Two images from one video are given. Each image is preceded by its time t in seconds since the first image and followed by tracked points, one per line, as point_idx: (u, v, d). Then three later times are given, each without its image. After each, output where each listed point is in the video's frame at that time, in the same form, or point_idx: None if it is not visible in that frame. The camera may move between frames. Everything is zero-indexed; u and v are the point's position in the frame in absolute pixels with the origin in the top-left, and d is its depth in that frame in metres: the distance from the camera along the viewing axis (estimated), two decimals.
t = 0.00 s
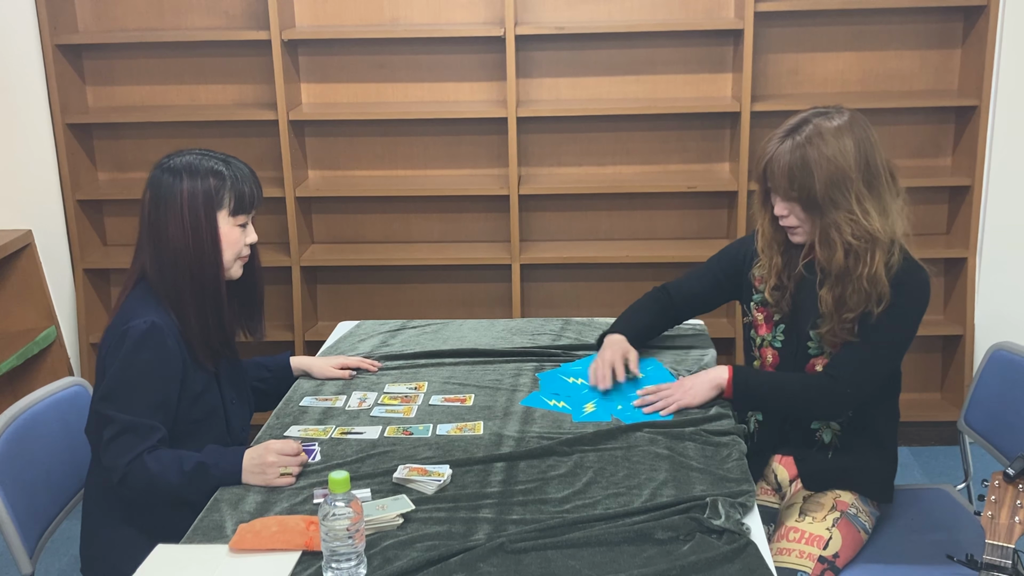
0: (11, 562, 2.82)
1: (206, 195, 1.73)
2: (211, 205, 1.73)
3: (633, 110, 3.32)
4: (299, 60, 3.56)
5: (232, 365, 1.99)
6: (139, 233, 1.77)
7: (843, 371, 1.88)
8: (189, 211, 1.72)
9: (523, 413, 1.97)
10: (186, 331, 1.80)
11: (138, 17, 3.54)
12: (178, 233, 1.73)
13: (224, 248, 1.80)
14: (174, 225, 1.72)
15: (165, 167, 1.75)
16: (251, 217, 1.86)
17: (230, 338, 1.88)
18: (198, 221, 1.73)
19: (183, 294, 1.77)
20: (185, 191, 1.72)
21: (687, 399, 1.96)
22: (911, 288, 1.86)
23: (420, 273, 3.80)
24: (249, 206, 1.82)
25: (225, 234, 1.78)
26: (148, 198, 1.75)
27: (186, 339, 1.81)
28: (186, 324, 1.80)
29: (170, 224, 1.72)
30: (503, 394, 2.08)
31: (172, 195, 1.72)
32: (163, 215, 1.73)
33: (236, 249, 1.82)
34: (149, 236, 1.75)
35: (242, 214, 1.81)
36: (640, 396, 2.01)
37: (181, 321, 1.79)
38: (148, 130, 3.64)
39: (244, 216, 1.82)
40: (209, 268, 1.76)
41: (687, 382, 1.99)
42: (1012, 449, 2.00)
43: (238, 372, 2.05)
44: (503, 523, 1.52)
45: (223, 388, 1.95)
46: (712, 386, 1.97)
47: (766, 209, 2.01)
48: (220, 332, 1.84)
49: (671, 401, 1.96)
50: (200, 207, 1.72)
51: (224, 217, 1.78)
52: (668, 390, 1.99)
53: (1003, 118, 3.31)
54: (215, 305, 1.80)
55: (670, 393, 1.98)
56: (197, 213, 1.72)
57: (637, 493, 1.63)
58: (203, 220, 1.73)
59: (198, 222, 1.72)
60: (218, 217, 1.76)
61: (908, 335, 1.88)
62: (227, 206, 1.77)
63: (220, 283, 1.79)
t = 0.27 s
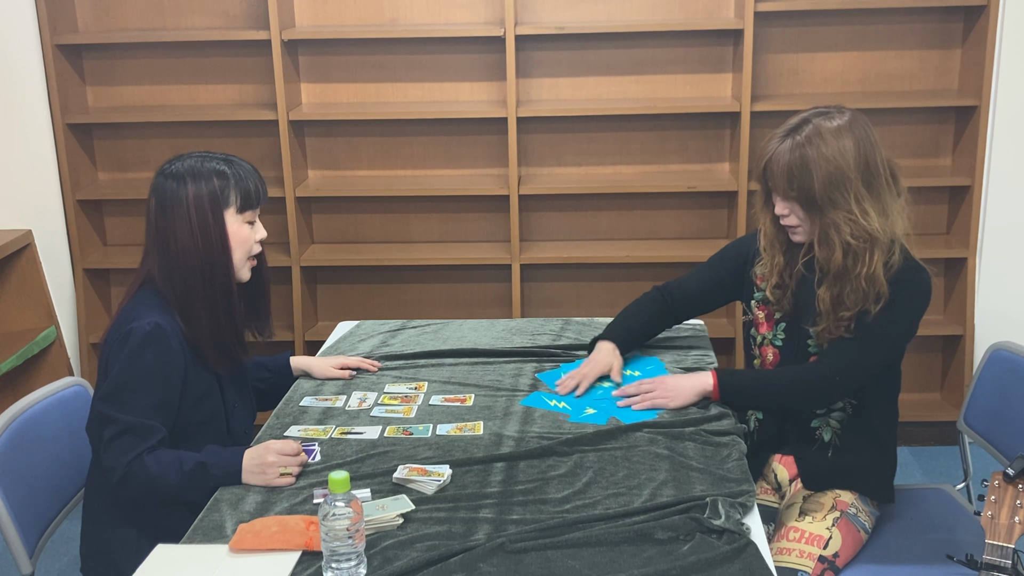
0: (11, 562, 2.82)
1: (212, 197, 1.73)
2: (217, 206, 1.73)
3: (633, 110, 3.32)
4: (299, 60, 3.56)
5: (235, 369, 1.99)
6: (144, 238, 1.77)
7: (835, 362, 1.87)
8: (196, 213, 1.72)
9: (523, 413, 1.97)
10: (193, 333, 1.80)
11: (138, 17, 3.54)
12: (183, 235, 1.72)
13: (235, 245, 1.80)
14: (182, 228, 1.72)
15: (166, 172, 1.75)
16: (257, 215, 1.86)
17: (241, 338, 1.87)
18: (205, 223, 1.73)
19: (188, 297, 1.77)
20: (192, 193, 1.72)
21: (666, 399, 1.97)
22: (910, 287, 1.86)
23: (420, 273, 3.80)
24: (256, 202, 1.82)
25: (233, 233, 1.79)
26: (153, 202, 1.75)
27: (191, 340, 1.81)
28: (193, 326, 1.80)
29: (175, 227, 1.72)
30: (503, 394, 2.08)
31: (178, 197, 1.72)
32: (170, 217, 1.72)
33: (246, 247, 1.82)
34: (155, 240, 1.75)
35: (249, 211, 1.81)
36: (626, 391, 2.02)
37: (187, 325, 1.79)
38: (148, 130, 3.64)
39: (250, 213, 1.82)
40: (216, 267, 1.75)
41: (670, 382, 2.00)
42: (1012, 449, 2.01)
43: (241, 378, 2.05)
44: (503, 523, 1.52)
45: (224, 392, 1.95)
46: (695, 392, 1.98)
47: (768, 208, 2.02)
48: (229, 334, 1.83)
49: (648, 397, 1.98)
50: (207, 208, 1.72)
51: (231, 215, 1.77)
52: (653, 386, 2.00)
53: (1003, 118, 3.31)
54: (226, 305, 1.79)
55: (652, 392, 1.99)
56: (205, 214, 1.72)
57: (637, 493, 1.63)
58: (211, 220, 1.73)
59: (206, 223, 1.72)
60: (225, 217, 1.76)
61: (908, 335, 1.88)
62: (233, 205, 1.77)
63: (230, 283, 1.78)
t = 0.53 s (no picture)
0: (11, 562, 2.82)
1: (229, 205, 1.72)
2: (235, 214, 1.73)
3: (633, 110, 3.32)
4: (299, 60, 3.56)
5: (239, 374, 1.99)
6: (159, 239, 1.76)
7: (836, 362, 1.87)
8: (213, 220, 1.71)
9: (523, 413, 1.97)
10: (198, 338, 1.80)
11: (138, 17, 3.54)
12: (194, 240, 1.72)
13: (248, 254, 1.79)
14: (198, 234, 1.72)
15: (186, 175, 1.74)
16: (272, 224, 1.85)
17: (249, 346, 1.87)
18: (222, 231, 1.72)
19: (195, 302, 1.76)
20: (211, 200, 1.71)
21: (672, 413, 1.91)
22: (910, 287, 1.86)
23: (420, 273, 3.80)
24: (272, 213, 1.82)
25: (248, 242, 1.78)
26: (169, 205, 1.74)
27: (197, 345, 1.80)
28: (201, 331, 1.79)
29: (188, 231, 1.72)
30: (503, 394, 2.08)
31: (196, 203, 1.71)
32: (186, 223, 1.72)
33: (259, 256, 1.82)
34: (170, 244, 1.74)
35: (265, 222, 1.81)
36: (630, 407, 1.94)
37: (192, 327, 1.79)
38: (148, 130, 3.64)
39: (265, 223, 1.81)
40: (225, 276, 1.75)
41: (674, 398, 1.92)
42: (1012, 449, 2.00)
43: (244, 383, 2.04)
44: (503, 523, 1.52)
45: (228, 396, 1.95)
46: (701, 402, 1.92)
47: (767, 211, 2.02)
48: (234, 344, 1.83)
49: (653, 413, 1.91)
50: (224, 216, 1.72)
51: (248, 224, 1.77)
52: (656, 402, 1.93)
53: (1003, 118, 3.31)
54: (236, 314, 1.79)
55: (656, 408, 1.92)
56: (222, 222, 1.72)
57: (637, 493, 1.63)
58: (228, 229, 1.72)
59: (222, 231, 1.72)
60: (241, 226, 1.76)
61: (908, 335, 1.88)
62: (249, 213, 1.77)
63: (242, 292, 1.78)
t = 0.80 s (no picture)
0: (11, 562, 2.82)
1: (264, 219, 1.73)
2: (268, 229, 1.74)
3: (633, 110, 3.32)
4: (299, 60, 3.56)
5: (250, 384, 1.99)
6: (188, 247, 1.77)
7: (838, 361, 1.87)
8: (247, 233, 1.72)
9: (523, 413, 1.97)
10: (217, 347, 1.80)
11: (138, 17, 3.54)
12: (222, 248, 1.73)
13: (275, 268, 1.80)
14: (230, 245, 1.72)
15: (221, 185, 1.75)
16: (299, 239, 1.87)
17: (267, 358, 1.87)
18: (255, 244, 1.73)
19: (215, 309, 1.77)
20: (246, 213, 1.72)
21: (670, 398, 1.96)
22: (910, 287, 1.85)
23: (420, 273, 3.80)
24: (302, 229, 1.83)
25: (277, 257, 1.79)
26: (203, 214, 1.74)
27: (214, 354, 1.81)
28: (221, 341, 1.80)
29: (217, 239, 1.73)
30: (503, 394, 2.08)
31: (232, 215, 1.72)
32: (220, 234, 1.72)
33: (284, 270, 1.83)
34: (201, 253, 1.75)
35: (294, 238, 1.82)
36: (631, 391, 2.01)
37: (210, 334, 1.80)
38: (148, 130, 3.64)
39: (295, 239, 1.83)
40: (253, 290, 1.75)
41: (671, 380, 1.98)
42: (1012, 449, 2.00)
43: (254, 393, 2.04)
44: (502, 523, 1.52)
45: (239, 404, 1.94)
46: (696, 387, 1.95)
47: (767, 209, 2.01)
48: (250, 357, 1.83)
49: (652, 398, 1.97)
50: (259, 231, 1.73)
51: (279, 239, 1.78)
52: (655, 386, 1.99)
53: (1002, 118, 3.31)
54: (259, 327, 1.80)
55: (654, 392, 1.98)
56: (255, 235, 1.72)
57: (635, 489, 1.63)
58: (261, 243, 1.73)
59: (255, 244, 1.73)
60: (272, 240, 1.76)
61: (909, 333, 1.88)
62: (281, 228, 1.77)
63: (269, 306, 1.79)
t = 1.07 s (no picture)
0: (11, 562, 2.82)
1: (285, 225, 1.73)
2: (290, 235, 1.74)
3: (633, 110, 3.32)
4: (299, 60, 3.56)
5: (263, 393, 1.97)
6: (213, 254, 1.78)
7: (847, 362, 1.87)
8: (269, 239, 1.72)
9: (523, 413, 1.97)
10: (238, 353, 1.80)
11: (138, 17, 3.54)
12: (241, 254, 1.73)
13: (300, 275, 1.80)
14: (252, 252, 1.72)
15: (243, 193, 1.76)
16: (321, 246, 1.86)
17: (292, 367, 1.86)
18: (277, 250, 1.73)
19: (234, 313, 1.77)
20: (269, 219, 1.72)
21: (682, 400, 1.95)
22: (912, 284, 1.86)
23: (420, 273, 3.80)
24: (324, 237, 1.82)
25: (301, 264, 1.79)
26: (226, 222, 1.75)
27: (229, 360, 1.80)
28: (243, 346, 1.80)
29: (240, 246, 1.73)
30: (503, 394, 2.08)
31: (253, 222, 1.72)
32: (242, 240, 1.73)
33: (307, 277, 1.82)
34: (224, 259, 1.75)
35: (315, 244, 1.81)
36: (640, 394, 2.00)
37: (229, 337, 1.80)
38: (148, 130, 3.64)
39: (317, 246, 1.82)
40: (277, 296, 1.75)
41: (684, 383, 1.97)
42: (1012, 449, 2.00)
43: (267, 394, 2.02)
44: (502, 523, 1.52)
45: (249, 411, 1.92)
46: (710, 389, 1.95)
47: (767, 206, 2.01)
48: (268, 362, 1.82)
49: (665, 401, 1.96)
50: (281, 237, 1.73)
51: (300, 245, 1.78)
52: (668, 390, 1.97)
53: (1002, 118, 3.31)
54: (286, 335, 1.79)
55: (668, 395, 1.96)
56: (277, 242, 1.73)
57: (635, 489, 1.63)
58: (283, 249, 1.73)
59: (276, 250, 1.73)
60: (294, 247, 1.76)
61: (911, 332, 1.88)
62: (303, 235, 1.77)
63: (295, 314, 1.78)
